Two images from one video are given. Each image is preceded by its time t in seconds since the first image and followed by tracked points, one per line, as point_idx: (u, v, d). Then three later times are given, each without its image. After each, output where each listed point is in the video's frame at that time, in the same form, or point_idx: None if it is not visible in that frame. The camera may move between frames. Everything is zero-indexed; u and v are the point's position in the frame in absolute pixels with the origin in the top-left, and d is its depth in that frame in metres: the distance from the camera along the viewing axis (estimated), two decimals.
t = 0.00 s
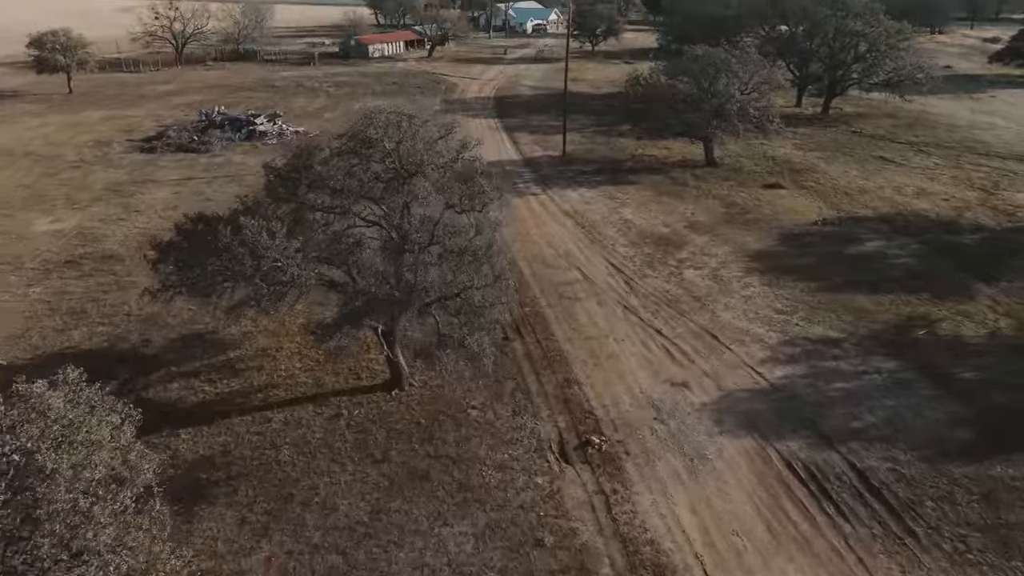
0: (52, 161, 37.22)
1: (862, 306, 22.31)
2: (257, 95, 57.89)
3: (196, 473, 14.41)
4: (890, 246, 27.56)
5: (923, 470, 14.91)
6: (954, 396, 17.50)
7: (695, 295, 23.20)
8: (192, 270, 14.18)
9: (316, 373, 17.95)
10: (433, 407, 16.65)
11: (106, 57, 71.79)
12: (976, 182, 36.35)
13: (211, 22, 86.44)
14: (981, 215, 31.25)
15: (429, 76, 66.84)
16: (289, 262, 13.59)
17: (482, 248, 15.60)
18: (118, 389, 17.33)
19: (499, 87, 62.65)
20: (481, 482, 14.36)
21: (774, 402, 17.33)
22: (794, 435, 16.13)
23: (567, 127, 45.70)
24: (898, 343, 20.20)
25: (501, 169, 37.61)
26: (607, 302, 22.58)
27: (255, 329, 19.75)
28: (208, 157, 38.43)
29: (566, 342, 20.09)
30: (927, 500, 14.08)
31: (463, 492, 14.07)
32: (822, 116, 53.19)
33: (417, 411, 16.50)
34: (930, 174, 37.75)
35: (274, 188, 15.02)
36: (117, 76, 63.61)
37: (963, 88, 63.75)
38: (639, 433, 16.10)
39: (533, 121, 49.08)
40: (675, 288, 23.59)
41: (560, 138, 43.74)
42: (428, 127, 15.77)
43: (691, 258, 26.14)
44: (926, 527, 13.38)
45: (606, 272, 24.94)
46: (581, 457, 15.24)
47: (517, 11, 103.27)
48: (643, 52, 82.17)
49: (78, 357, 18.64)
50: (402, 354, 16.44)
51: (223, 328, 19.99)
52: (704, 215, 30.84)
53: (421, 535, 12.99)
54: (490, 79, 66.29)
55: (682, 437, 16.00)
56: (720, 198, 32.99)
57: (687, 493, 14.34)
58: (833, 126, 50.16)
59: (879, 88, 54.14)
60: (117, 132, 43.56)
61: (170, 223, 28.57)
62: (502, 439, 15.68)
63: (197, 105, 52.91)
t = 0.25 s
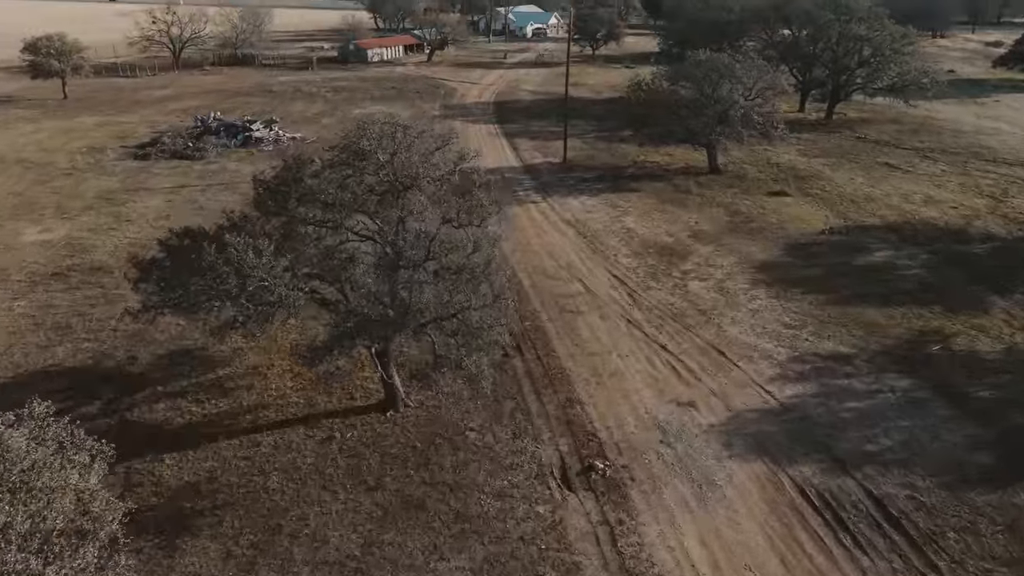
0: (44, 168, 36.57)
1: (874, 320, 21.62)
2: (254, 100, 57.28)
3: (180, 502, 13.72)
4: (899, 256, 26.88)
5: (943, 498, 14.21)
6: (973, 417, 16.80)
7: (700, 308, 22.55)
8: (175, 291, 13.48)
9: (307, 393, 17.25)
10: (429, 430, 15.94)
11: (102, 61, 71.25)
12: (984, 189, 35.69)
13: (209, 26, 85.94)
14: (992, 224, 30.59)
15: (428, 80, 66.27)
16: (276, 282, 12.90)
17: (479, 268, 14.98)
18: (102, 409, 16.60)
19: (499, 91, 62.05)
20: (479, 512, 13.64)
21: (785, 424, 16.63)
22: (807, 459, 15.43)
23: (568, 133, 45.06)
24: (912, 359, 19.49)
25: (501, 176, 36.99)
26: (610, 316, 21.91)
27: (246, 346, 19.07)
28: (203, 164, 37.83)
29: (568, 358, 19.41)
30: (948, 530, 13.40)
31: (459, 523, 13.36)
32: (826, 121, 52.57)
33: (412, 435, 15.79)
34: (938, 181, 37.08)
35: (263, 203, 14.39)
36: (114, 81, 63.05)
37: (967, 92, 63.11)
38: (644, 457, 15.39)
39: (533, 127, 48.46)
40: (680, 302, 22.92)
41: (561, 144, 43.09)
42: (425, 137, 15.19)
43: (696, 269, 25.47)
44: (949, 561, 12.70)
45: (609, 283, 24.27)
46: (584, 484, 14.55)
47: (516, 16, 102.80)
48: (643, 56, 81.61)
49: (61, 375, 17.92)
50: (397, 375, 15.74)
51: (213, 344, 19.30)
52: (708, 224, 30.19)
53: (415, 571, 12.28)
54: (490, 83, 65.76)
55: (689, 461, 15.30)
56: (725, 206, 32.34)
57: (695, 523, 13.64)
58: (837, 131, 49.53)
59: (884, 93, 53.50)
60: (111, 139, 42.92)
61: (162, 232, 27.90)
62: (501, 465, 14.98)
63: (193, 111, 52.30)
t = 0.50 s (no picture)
0: (35, 175, 35.90)
1: (886, 335, 20.92)
2: (251, 105, 56.66)
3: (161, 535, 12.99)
4: (909, 267, 26.19)
5: (966, 528, 13.49)
6: (994, 440, 16.09)
7: (705, 323, 21.86)
8: (156, 314, 12.49)
9: (298, 415, 16.53)
10: (425, 455, 15.20)
11: (99, 66, 70.71)
12: (993, 196, 35.02)
13: (207, 31, 85.43)
14: (1002, 233, 29.91)
15: (427, 85, 65.68)
16: (262, 304, 12.15)
17: (476, 286, 14.31)
18: (84, 432, 15.89)
19: (499, 96, 61.44)
20: (477, 545, 12.91)
21: (797, 447, 15.91)
22: (822, 485, 14.71)
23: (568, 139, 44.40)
24: (928, 377, 18.78)
25: (501, 183, 36.33)
26: (613, 331, 21.22)
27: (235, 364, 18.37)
28: (197, 171, 37.22)
29: (569, 376, 18.72)
30: (974, 564, 12.69)
31: (457, 557, 12.64)
32: (830, 127, 51.91)
33: (407, 460, 15.05)
34: (945, 188, 36.42)
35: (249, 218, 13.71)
36: (109, 86, 62.42)
37: (972, 97, 62.45)
38: (651, 484, 14.67)
39: (534, 133, 47.81)
40: (685, 316, 22.23)
41: (561, 150, 42.43)
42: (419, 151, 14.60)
43: (701, 281, 24.80)
44: None
45: (612, 296, 23.58)
46: (588, 513, 13.82)
47: (516, 20, 102.28)
48: (644, 61, 81.04)
49: (42, 394, 17.21)
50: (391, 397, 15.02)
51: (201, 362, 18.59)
52: (712, 234, 29.51)
53: None
54: (489, 88, 65.16)
55: (698, 488, 14.58)
56: (729, 215, 31.68)
57: (705, 557, 12.93)
58: (841, 137, 48.88)
59: (888, 98, 52.83)
60: (104, 145, 42.26)
61: (153, 242, 27.22)
62: (501, 493, 14.25)
63: (189, 116, 51.66)
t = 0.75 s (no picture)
0: (26, 183, 35.27)
1: (899, 350, 20.21)
2: (248, 110, 56.07)
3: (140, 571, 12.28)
4: (920, 278, 25.49)
5: (991, 562, 12.78)
6: (1015, 464, 15.37)
7: (712, 337, 21.16)
8: (131, 337, 11.86)
9: (288, 438, 15.82)
10: (420, 481, 14.47)
11: (95, 71, 70.13)
12: (1003, 204, 34.33)
13: (205, 35, 84.89)
14: (1013, 242, 29.23)
15: (426, 90, 65.10)
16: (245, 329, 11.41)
17: (474, 306, 13.57)
18: (63, 456, 15.17)
19: (499, 101, 60.82)
20: None
21: (809, 472, 15.19)
22: (836, 514, 13.99)
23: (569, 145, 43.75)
24: (944, 395, 18.06)
25: (500, 190, 35.67)
26: (616, 346, 20.51)
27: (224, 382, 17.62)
28: (191, 178, 36.57)
29: (571, 395, 17.99)
30: None
31: None
32: (834, 132, 51.30)
33: (401, 487, 14.32)
34: (954, 196, 35.73)
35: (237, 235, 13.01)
36: (105, 91, 61.84)
37: (976, 102, 61.87)
38: (656, 513, 13.97)
39: (534, 138, 47.16)
40: (691, 330, 21.54)
41: (562, 156, 41.79)
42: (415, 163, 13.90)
43: (706, 293, 24.11)
44: None
45: (615, 309, 22.83)
46: (592, 545, 13.11)
47: (516, 24, 101.83)
48: (645, 65, 80.48)
49: (21, 416, 16.49)
50: (385, 421, 14.32)
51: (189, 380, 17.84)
52: (717, 243, 28.84)
53: None
54: (489, 93, 64.57)
55: (707, 517, 13.87)
56: (733, 223, 31.02)
57: None
58: (845, 143, 48.24)
59: (892, 103, 52.28)
60: (97, 152, 41.61)
61: (143, 253, 26.54)
62: (500, 523, 13.52)
63: (185, 122, 51.03)
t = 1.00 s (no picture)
0: (16, 190, 34.58)
1: (912, 367, 19.50)
2: (244, 116, 55.40)
3: None
4: (931, 290, 24.80)
5: None
6: None
7: (718, 353, 20.46)
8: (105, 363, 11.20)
9: (276, 463, 15.11)
10: (415, 510, 13.75)
11: (91, 75, 69.50)
12: (1013, 212, 33.63)
13: (203, 39, 84.35)
14: None
15: (426, 95, 64.46)
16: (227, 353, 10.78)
17: (471, 327, 12.95)
18: (39, 483, 14.46)
19: (498, 106, 60.17)
20: None
21: (824, 500, 14.47)
22: (854, 546, 13.26)
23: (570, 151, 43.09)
24: (962, 415, 17.34)
25: (499, 198, 35.00)
26: (619, 362, 19.86)
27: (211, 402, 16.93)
28: (185, 186, 35.88)
29: (572, 415, 17.33)
30: None
31: None
32: (838, 138, 50.66)
33: (394, 516, 13.61)
34: (962, 204, 35.04)
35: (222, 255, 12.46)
36: (101, 96, 61.21)
37: (980, 107, 61.20)
38: (664, 545, 13.24)
39: (534, 144, 46.50)
40: (696, 345, 20.85)
41: (563, 163, 41.13)
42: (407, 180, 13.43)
43: (712, 306, 23.42)
44: None
45: (617, 323, 22.17)
46: None
47: (516, 28, 101.26)
48: (646, 69, 79.89)
49: None
50: (378, 448, 13.62)
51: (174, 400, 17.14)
52: (721, 254, 28.15)
53: None
54: (489, 98, 63.93)
55: (717, 550, 13.15)
56: (738, 232, 30.35)
57: None
58: (850, 149, 47.57)
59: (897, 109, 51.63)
60: (90, 158, 40.92)
61: (132, 264, 25.84)
62: (498, 557, 12.79)
63: (180, 127, 50.36)
